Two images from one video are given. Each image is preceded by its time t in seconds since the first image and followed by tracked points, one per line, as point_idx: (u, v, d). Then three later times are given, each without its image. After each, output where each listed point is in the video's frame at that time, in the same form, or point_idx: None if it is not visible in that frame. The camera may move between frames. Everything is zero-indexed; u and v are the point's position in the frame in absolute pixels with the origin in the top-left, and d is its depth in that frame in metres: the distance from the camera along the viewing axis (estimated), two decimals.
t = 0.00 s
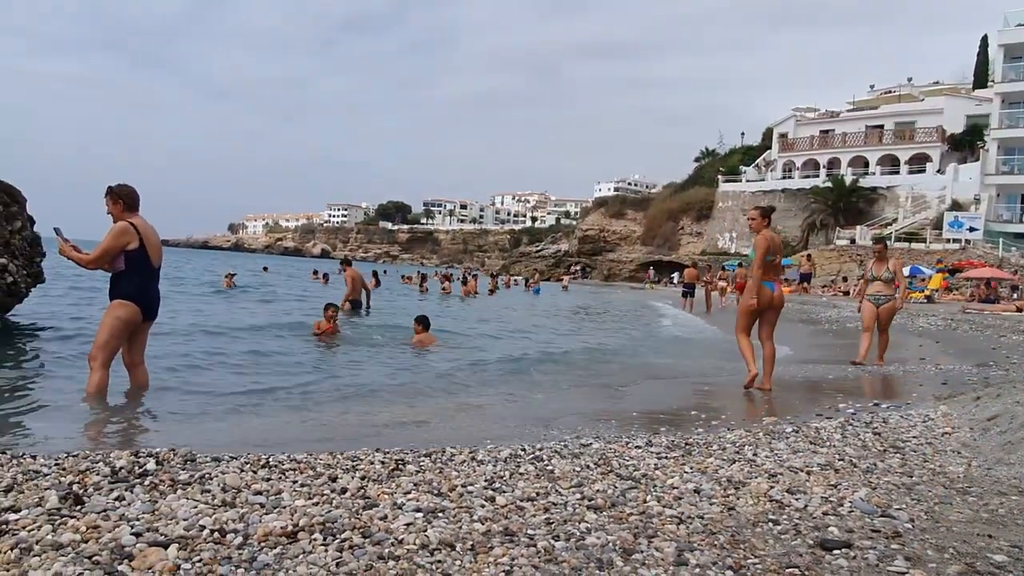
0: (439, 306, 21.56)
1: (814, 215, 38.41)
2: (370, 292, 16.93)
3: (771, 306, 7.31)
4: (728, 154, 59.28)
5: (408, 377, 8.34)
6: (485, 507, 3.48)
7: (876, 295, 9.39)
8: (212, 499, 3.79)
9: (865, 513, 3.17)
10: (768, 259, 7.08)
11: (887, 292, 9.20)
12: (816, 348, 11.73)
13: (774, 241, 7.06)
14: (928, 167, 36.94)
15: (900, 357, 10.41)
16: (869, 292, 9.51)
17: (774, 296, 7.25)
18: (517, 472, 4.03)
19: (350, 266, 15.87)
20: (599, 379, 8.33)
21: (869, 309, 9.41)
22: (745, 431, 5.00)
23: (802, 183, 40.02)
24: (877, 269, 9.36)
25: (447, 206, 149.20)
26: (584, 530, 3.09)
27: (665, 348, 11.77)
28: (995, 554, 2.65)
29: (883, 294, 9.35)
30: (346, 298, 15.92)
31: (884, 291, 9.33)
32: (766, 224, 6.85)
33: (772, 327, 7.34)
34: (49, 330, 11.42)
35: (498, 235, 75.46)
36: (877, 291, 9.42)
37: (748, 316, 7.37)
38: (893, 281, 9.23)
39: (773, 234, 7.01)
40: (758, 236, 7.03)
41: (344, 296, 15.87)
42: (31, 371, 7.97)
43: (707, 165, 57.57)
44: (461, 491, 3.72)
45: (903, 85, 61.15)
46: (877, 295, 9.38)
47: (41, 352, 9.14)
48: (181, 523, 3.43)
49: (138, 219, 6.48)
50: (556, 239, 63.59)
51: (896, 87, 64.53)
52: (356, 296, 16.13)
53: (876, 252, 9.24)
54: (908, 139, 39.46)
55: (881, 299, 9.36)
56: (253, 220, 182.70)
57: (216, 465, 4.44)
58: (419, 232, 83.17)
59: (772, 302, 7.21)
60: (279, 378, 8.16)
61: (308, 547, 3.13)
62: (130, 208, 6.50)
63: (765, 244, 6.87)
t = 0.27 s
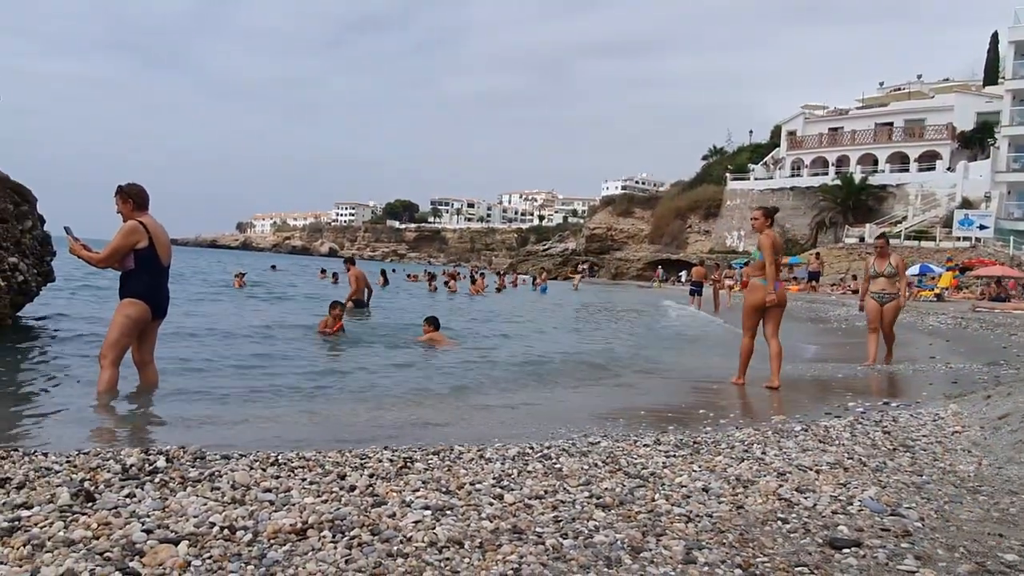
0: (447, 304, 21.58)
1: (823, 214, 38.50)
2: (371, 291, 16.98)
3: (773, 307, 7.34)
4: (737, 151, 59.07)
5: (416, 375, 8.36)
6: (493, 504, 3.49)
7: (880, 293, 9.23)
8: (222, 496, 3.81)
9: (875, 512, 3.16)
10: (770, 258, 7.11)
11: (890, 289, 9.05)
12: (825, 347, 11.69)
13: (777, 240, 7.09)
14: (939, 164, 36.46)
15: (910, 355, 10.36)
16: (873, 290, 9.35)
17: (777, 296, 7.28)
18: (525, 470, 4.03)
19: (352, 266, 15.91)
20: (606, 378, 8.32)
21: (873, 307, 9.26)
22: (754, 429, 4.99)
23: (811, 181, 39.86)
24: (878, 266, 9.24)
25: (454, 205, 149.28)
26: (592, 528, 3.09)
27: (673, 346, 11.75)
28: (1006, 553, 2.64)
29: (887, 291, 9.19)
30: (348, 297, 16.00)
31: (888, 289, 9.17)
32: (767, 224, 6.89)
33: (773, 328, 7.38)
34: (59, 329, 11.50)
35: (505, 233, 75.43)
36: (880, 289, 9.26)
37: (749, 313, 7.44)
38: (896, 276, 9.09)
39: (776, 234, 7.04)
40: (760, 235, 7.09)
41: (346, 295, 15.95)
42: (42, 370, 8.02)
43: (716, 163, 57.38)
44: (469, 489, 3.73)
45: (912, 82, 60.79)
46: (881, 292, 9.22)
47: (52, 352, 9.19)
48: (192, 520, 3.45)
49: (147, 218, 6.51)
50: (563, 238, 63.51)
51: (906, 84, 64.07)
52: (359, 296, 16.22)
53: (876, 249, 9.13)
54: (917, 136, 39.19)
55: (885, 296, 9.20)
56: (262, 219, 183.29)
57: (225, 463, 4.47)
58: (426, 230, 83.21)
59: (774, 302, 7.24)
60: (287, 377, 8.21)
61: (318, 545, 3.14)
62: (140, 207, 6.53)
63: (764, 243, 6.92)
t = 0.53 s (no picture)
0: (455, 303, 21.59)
1: (832, 212, 38.34)
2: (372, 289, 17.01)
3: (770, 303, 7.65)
4: (746, 150, 58.82)
5: (425, 374, 8.37)
6: (502, 503, 3.50)
7: (886, 291, 9.13)
8: (233, 494, 3.83)
9: (885, 511, 3.15)
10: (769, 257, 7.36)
11: (897, 288, 8.94)
12: (835, 346, 11.63)
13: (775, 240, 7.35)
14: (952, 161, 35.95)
15: (921, 354, 10.30)
16: (880, 288, 9.25)
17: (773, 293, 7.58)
18: (534, 468, 4.04)
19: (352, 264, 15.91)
20: (615, 377, 8.31)
21: (879, 305, 9.15)
22: (764, 428, 4.97)
23: (820, 179, 39.65)
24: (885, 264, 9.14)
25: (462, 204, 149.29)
26: (602, 527, 3.09)
27: (681, 345, 11.72)
28: (1018, 554, 2.62)
29: (893, 289, 9.08)
30: (348, 296, 16.03)
31: (895, 287, 9.06)
32: (765, 226, 7.12)
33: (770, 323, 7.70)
34: (70, 328, 11.58)
35: (513, 232, 75.36)
36: (887, 287, 9.16)
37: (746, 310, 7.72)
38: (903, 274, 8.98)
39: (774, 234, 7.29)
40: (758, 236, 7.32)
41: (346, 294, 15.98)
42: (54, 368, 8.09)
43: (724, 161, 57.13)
44: (478, 487, 3.74)
45: (924, 79, 60.32)
46: (888, 291, 9.11)
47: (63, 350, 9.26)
48: (202, 517, 3.48)
49: (158, 218, 6.55)
50: (571, 236, 63.42)
51: (917, 81, 63.56)
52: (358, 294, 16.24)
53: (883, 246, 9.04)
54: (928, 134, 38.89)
55: (891, 294, 9.10)
56: (270, 218, 184.05)
57: (235, 460, 4.49)
58: (434, 229, 83.24)
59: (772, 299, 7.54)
60: (296, 375, 8.23)
61: (328, 542, 3.16)
62: (150, 206, 6.57)
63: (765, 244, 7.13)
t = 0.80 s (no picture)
0: (463, 302, 21.59)
1: (843, 210, 38.08)
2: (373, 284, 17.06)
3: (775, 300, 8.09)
4: (755, 148, 58.55)
5: (433, 372, 8.39)
6: (511, 501, 3.50)
7: (894, 290, 9.06)
8: (243, 491, 3.85)
9: (896, 511, 3.14)
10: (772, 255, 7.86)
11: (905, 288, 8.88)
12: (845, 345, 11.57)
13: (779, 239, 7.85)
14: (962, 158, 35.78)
15: (931, 353, 10.25)
16: (888, 288, 9.19)
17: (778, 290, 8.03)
18: (543, 466, 4.04)
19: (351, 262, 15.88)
20: (623, 375, 8.29)
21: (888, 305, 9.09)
22: (773, 427, 4.96)
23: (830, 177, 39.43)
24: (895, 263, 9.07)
25: (470, 203, 149.48)
26: (610, 525, 3.09)
27: (689, 343, 11.70)
28: None
29: (901, 289, 9.01)
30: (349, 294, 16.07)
31: (903, 287, 8.99)
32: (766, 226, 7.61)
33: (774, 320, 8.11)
34: (82, 326, 11.67)
35: (521, 231, 75.31)
36: (895, 287, 9.09)
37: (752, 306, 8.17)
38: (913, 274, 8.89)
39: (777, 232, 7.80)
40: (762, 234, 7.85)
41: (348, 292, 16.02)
42: (67, 365, 8.17)
43: (734, 159, 56.90)
44: (487, 485, 3.75)
45: (936, 76, 59.87)
46: (897, 290, 9.05)
47: (75, 349, 9.33)
48: (214, 514, 3.50)
49: (168, 217, 6.57)
50: (579, 235, 63.36)
51: (927, 78, 63.07)
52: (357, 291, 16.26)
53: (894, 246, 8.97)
54: (940, 131, 38.59)
55: (899, 294, 9.03)
56: (279, 217, 184.78)
57: (246, 458, 4.51)
58: (442, 228, 83.36)
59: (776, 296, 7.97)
60: (305, 374, 8.27)
61: (337, 540, 3.18)
62: (161, 205, 6.61)
63: (766, 241, 7.65)
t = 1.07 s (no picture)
0: (472, 300, 21.61)
1: (853, 208, 37.63)
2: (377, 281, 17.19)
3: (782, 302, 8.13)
4: (764, 146, 58.31)
5: (442, 371, 8.41)
6: (520, 499, 3.51)
7: (904, 286, 8.98)
8: (254, 488, 3.87)
9: (907, 510, 3.12)
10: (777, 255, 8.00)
11: (917, 285, 8.80)
12: (854, 344, 11.51)
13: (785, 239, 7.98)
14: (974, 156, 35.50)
15: (941, 352, 10.17)
16: (899, 284, 9.10)
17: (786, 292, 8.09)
18: (552, 465, 4.05)
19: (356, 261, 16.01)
20: (631, 374, 8.28)
21: (898, 301, 9.00)
22: (783, 425, 4.93)
23: (840, 174, 39.20)
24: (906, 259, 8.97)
25: (478, 201, 149.53)
26: (620, 523, 3.09)
27: (698, 342, 11.67)
28: None
29: (911, 285, 8.93)
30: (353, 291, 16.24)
31: (914, 283, 8.91)
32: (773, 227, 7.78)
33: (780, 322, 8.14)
34: (93, 324, 11.77)
35: (529, 229, 75.30)
36: (905, 283, 9.00)
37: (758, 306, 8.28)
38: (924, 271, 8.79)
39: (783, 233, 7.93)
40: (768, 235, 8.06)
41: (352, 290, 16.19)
42: (79, 364, 8.24)
43: (743, 157, 56.67)
44: (496, 483, 3.76)
45: (947, 73, 59.44)
46: (907, 286, 8.96)
47: (87, 347, 9.41)
48: (225, 511, 3.53)
49: (179, 216, 6.61)
50: (588, 233, 63.31)
51: (939, 75, 62.56)
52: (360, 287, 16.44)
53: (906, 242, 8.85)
54: (952, 128, 38.28)
55: (909, 290, 8.94)
56: (288, 216, 185.44)
57: (256, 455, 4.54)
58: (451, 226, 83.48)
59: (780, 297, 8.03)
60: (315, 372, 8.31)
61: (348, 537, 3.19)
62: (171, 204, 6.65)
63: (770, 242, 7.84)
